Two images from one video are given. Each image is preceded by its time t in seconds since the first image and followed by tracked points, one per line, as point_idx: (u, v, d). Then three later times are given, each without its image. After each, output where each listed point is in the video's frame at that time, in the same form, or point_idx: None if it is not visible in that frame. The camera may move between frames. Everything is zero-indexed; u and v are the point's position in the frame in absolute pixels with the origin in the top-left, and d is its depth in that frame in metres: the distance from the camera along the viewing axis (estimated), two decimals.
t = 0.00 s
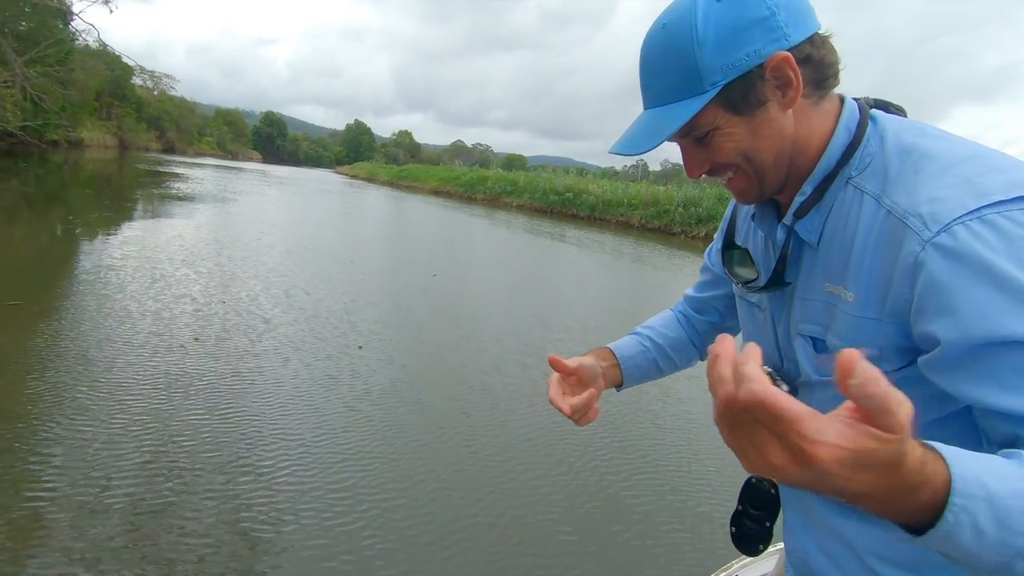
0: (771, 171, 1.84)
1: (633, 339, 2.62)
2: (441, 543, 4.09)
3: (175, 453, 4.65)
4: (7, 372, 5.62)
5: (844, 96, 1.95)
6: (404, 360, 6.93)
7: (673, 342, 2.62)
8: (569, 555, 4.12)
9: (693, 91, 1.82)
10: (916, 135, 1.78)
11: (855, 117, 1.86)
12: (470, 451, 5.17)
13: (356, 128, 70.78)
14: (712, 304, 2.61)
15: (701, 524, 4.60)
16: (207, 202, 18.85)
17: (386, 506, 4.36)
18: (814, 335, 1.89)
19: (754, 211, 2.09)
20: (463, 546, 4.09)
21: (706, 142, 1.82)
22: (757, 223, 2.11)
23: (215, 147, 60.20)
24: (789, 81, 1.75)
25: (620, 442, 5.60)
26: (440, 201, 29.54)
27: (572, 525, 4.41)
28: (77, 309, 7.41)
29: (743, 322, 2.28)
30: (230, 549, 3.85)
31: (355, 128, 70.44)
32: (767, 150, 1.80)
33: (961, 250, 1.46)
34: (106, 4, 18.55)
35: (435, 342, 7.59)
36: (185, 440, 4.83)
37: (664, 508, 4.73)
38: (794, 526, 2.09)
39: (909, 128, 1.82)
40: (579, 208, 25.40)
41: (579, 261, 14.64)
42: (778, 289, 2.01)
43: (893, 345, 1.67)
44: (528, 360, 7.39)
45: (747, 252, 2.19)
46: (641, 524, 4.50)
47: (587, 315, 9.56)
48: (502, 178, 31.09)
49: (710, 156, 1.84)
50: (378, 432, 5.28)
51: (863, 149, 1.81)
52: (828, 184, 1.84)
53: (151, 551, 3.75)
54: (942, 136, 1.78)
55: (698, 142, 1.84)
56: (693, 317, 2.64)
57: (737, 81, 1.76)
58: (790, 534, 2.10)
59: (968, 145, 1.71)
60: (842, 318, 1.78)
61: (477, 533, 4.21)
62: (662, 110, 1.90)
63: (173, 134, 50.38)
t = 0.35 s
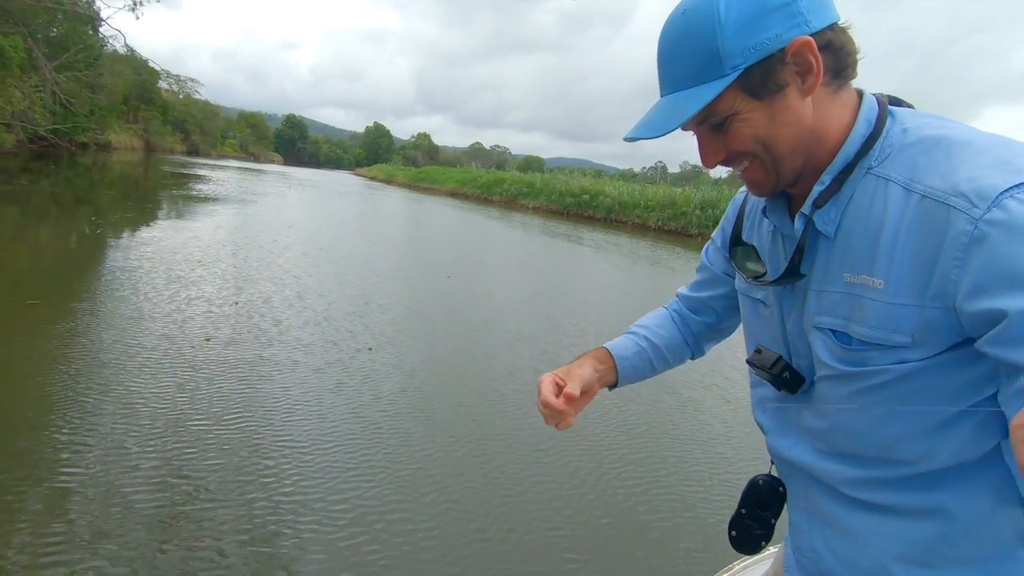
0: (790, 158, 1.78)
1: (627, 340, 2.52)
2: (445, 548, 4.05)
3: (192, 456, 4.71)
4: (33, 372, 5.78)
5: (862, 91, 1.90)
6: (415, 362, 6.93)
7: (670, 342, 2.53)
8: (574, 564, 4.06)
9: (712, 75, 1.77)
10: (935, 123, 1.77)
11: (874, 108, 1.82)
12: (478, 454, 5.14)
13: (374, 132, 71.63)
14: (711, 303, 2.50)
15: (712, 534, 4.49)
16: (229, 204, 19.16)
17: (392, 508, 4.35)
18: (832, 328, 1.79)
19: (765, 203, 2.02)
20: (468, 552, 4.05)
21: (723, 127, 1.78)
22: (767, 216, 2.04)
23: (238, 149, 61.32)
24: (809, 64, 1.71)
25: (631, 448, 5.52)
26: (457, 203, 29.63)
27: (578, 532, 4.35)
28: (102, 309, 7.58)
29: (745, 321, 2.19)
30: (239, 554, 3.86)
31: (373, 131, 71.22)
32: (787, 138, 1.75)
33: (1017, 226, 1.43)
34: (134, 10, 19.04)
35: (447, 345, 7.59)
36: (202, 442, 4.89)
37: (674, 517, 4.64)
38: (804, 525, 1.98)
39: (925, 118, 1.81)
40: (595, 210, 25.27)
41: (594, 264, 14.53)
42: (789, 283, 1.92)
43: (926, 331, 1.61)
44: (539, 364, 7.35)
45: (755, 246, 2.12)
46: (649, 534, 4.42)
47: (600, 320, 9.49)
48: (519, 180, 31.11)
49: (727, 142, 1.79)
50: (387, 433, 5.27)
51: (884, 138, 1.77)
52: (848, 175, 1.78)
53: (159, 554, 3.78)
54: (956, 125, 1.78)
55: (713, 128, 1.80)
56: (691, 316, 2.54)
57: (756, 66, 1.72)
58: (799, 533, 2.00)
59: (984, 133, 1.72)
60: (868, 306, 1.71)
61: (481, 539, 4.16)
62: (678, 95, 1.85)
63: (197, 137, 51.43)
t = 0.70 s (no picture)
0: (801, 153, 1.77)
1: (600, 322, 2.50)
2: (448, 552, 4.08)
3: (203, 457, 4.79)
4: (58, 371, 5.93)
5: (870, 86, 1.89)
6: (426, 363, 6.98)
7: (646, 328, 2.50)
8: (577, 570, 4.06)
9: (726, 64, 1.74)
10: (941, 118, 1.76)
11: (882, 102, 1.80)
12: (485, 457, 5.17)
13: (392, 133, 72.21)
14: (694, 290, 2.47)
15: (718, 544, 4.45)
16: (249, 204, 19.48)
17: (397, 511, 4.39)
18: (836, 322, 1.76)
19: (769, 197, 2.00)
20: (471, 556, 4.07)
21: (736, 119, 1.75)
22: (770, 209, 2.01)
23: (258, 150, 62.29)
24: (822, 58, 1.70)
25: (639, 455, 5.50)
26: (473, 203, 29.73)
27: (583, 538, 4.34)
28: (125, 309, 7.75)
29: (740, 316, 2.16)
30: (248, 557, 3.92)
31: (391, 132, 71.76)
32: (799, 131, 1.74)
33: None
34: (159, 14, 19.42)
35: (458, 345, 7.62)
36: (217, 443, 4.98)
37: (680, 525, 4.62)
38: (804, 519, 1.96)
39: (931, 114, 1.80)
40: (611, 211, 25.15)
41: (609, 265, 14.45)
42: (791, 277, 1.89)
43: (934, 325, 1.59)
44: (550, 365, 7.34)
45: (755, 240, 2.09)
46: (654, 542, 4.40)
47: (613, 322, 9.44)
48: (535, 181, 31.10)
49: (739, 134, 1.77)
50: (395, 436, 5.32)
51: (893, 133, 1.75)
52: (857, 169, 1.76)
53: (167, 553, 3.85)
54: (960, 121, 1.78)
55: (725, 120, 1.77)
56: (673, 302, 2.50)
57: (770, 58, 1.70)
58: (800, 529, 1.97)
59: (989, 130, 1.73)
60: (875, 300, 1.68)
61: (484, 545, 4.18)
62: (689, 85, 1.82)
63: (219, 139, 52.37)
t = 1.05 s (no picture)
0: (799, 138, 1.76)
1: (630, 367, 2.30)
2: (451, 548, 4.09)
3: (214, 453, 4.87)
4: (80, 371, 6.08)
5: (872, 76, 1.88)
6: (436, 365, 7.03)
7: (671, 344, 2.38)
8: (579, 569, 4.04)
9: (727, 44, 1.74)
10: (937, 105, 1.77)
11: (884, 91, 1.80)
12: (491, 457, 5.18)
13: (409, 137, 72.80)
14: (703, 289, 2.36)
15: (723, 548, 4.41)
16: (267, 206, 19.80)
17: (401, 508, 4.42)
18: (835, 304, 1.73)
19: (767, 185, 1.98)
20: (473, 552, 4.08)
21: (734, 100, 1.75)
22: (768, 196, 1.98)
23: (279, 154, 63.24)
24: (822, 44, 1.71)
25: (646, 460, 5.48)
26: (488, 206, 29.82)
27: (586, 539, 4.33)
28: (145, 310, 7.91)
29: (734, 305, 2.11)
30: (255, 549, 3.95)
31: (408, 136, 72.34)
32: (797, 116, 1.74)
33: None
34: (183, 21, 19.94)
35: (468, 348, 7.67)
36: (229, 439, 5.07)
37: (685, 529, 4.58)
38: (789, 507, 1.92)
39: (928, 102, 1.81)
40: (626, 213, 25.02)
41: (623, 268, 14.38)
42: (789, 261, 1.84)
43: (938, 302, 1.58)
44: (559, 366, 7.35)
45: (752, 229, 2.03)
46: (658, 545, 4.38)
47: (625, 324, 9.40)
48: (550, 184, 31.09)
49: (738, 115, 1.76)
50: (402, 435, 5.37)
51: (894, 120, 1.75)
52: (859, 154, 1.75)
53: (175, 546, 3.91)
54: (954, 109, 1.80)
55: (724, 101, 1.77)
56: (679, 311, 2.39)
57: (771, 40, 1.70)
58: (785, 516, 1.93)
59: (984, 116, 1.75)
60: (878, 279, 1.66)
61: (486, 541, 4.19)
62: (689, 64, 1.81)
63: (240, 143, 53.31)
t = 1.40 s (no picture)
0: (789, 137, 1.74)
1: (701, 484, 2.08)
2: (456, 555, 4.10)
3: (222, 457, 4.89)
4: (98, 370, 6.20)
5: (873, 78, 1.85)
6: (446, 371, 7.05)
7: (741, 437, 2.11)
8: None
9: (719, 37, 1.73)
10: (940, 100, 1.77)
11: (888, 92, 1.78)
12: (498, 466, 5.19)
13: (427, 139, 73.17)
14: (736, 343, 2.11)
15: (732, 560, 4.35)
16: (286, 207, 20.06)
17: (407, 513, 4.44)
18: (873, 301, 1.62)
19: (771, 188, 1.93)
20: (478, 560, 4.09)
21: (724, 94, 1.75)
22: (777, 201, 1.90)
23: (299, 155, 64.10)
24: (815, 42, 1.68)
25: (655, 468, 5.44)
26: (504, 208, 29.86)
27: (592, 548, 4.31)
28: (164, 310, 8.05)
29: (744, 318, 1.99)
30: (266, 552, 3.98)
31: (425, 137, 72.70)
32: (788, 113, 1.72)
33: None
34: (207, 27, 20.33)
35: (480, 354, 7.69)
36: (237, 443, 5.10)
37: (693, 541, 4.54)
38: (822, 523, 1.76)
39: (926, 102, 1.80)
40: (643, 215, 24.84)
41: (638, 272, 14.28)
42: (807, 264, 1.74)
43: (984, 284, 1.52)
44: (570, 373, 7.32)
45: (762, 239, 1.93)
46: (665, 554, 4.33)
47: (638, 330, 9.34)
48: (567, 185, 31.00)
49: (727, 109, 1.76)
50: (411, 441, 5.40)
51: (903, 115, 1.72)
52: (874, 150, 1.70)
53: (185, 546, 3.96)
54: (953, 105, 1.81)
55: (714, 94, 1.77)
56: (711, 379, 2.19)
57: (763, 36, 1.69)
58: (816, 532, 1.78)
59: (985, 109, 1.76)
60: (921, 266, 1.57)
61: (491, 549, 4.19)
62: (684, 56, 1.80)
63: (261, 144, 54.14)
